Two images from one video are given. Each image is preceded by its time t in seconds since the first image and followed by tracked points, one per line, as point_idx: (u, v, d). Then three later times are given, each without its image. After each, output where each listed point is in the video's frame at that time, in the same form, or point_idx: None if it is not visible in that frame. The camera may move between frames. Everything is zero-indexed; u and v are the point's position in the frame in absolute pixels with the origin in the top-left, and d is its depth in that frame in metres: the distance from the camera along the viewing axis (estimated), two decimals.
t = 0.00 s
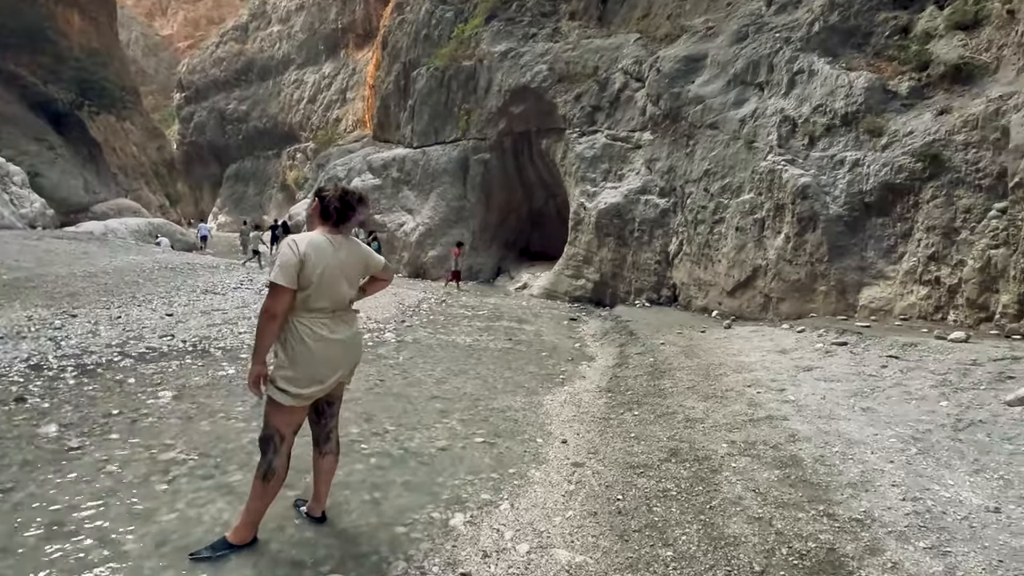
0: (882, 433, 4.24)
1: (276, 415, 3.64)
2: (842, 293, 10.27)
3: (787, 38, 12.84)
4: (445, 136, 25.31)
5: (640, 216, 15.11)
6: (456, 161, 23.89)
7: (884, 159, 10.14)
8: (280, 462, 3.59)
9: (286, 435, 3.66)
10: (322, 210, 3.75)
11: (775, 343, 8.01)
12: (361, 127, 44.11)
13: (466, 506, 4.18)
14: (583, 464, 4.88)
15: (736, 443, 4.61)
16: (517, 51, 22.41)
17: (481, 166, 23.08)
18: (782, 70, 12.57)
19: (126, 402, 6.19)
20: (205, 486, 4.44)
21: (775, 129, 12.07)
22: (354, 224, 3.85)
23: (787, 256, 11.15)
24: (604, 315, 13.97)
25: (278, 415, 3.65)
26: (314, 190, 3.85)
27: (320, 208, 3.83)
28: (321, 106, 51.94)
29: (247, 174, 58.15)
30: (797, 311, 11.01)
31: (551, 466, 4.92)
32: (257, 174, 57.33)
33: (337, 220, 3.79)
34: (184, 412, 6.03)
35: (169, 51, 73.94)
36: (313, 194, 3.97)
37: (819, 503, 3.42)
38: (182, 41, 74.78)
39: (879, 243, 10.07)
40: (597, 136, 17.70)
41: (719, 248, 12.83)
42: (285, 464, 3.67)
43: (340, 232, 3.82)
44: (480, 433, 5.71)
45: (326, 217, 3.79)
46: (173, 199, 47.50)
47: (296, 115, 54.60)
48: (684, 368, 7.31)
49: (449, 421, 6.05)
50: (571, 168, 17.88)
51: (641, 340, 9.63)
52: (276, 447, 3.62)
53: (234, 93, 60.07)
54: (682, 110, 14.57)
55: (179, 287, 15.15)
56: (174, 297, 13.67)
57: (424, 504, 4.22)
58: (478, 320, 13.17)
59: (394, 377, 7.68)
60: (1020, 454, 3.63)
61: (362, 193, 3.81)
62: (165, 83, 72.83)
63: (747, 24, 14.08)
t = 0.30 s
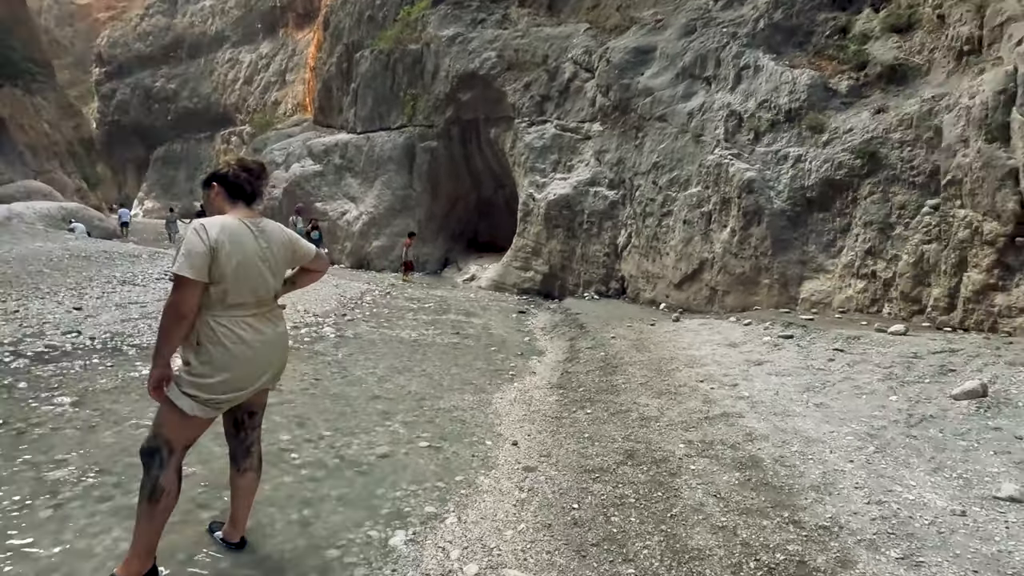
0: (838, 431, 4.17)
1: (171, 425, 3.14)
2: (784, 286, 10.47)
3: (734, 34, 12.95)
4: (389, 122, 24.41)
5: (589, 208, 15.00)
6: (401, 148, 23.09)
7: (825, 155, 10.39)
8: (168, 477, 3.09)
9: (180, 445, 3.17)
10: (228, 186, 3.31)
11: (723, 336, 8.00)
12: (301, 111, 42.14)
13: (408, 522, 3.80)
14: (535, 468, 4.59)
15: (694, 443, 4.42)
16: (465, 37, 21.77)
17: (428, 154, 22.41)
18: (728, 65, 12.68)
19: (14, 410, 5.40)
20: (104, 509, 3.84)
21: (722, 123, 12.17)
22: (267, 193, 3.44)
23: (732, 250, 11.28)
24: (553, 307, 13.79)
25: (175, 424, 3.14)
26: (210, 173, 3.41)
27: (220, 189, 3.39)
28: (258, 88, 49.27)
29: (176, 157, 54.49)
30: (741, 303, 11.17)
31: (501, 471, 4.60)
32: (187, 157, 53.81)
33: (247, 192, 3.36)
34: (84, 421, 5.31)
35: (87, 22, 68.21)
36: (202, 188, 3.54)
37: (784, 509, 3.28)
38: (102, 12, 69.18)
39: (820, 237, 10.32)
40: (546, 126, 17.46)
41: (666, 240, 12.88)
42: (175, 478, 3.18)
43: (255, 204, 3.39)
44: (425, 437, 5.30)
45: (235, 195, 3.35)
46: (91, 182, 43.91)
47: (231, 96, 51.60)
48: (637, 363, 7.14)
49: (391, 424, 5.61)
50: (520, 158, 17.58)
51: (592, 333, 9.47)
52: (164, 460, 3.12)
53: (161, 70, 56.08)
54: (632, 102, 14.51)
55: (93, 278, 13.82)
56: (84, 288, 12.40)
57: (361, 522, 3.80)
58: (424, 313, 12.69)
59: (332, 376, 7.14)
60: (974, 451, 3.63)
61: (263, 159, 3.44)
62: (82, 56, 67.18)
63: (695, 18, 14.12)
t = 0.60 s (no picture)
0: (838, 436, 3.93)
1: (96, 452, 2.71)
2: (766, 281, 10.30)
3: (714, 25, 12.72)
4: (363, 116, 23.76)
5: (568, 203, 14.70)
6: (375, 142, 22.48)
7: (807, 148, 10.23)
8: (90, 509, 2.72)
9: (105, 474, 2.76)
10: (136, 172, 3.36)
11: (708, 333, 7.75)
12: (273, 105, 41.03)
13: (373, 547, 3.40)
14: (514, 480, 4.22)
15: (685, 450, 4.10)
16: (440, 28, 21.16)
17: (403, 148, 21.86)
18: (709, 57, 12.45)
19: None
20: (21, 549, 3.41)
21: (703, 116, 11.95)
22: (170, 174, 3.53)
23: (714, 245, 11.07)
24: (531, 305, 13.46)
25: (100, 451, 2.71)
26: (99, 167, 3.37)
27: (118, 179, 3.41)
28: (228, 81, 47.83)
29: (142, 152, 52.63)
30: (723, 299, 10.98)
31: (476, 484, 4.21)
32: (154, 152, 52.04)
33: (153, 176, 3.48)
34: (11, 440, 4.80)
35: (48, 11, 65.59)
36: (92, 184, 3.53)
37: (789, 528, 3.05)
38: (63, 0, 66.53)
39: (802, 232, 10.16)
40: (524, 120, 17.10)
41: (647, 236, 12.63)
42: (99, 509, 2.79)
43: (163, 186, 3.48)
44: (394, 447, 4.88)
45: (143, 181, 3.41)
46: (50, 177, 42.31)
47: (200, 89, 50.05)
48: (621, 363, 6.81)
49: (358, 433, 5.17)
50: (497, 152, 17.19)
51: (571, 331, 9.14)
52: (86, 491, 2.71)
53: (126, 62, 54.15)
54: (611, 95, 14.20)
55: (44, 276, 13.08)
56: (32, 287, 11.67)
57: (318, 548, 3.39)
58: (398, 311, 12.25)
59: (297, 380, 6.65)
60: (986, 458, 3.50)
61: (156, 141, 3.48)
62: (43, 47, 64.61)
63: (675, 10, 13.87)
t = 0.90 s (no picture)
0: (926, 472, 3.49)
1: (36, 497, 2.28)
2: (808, 281, 9.51)
3: (748, 9, 11.92)
4: (383, 115, 23.48)
5: (592, 200, 14.07)
6: (395, 142, 22.17)
7: (854, 137, 9.44)
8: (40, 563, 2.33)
9: (54, 522, 2.36)
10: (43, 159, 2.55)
11: (748, 339, 7.05)
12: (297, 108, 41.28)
13: None
14: (533, 510, 3.68)
15: (736, 481, 3.61)
16: (460, 23, 20.70)
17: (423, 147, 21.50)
18: (743, 43, 11.69)
19: None
20: None
21: (737, 105, 11.19)
22: (91, 158, 2.82)
23: (750, 242, 10.32)
24: (554, 307, 12.88)
25: (41, 498, 2.30)
26: None
27: (25, 172, 2.60)
28: (255, 85, 48.39)
29: (171, 156, 53.63)
30: (760, 301, 10.22)
31: (489, 515, 3.66)
32: (184, 156, 52.99)
33: (69, 161, 2.65)
34: None
35: (85, 21, 67.70)
36: None
37: None
38: (97, 11, 68.30)
39: (848, 228, 9.35)
40: (546, 115, 16.52)
41: (676, 234, 11.92)
42: (51, 561, 2.41)
43: (86, 173, 2.75)
44: (399, 468, 4.36)
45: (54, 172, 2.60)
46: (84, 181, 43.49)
47: (227, 94, 50.78)
48: (651, 372, 6.18)
49: (360, 450, 4.67)
50: (519, 148, 16.64)
51: (596, 336, 8.53)
52: (35, 540, 2.33)
53: (157, 68, 55.34)
54: (637, 86, 13.49)
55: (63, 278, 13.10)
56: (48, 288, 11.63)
57: None
58: (415, 313, 11.80)
59: (302, 389, 6.19)
60: None
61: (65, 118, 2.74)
62: (80, 56, 66.67)
63: None
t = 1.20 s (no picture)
0: (1017, 532, 3.01)
1: None
2: (846, 290, 8.89)
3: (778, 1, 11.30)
4: (399, 118, 23.25)
5: (612, 204, 13.56)
6: (411, 145, 21.90)
7: (895, 135, 8.81)
8: None
9: None
10: None
11: (784, 356, 6.49)
12: (316, 113, 41.40)
13: None
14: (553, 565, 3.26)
15: (791, 538, 3.18)
16: (476, 24, 20.32)
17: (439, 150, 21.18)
18: (772, 38, 11.08)
19: None
20: None
21: (766, 103, 10.59)
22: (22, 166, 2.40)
23: (781, 248, 9.71)
24: (572, 315, 12.39)
25: None
26: None
27: None
28: (275, 91, 48.79)
29: (194, 161, 54.38)
30: (792, 311, 9.61)
31: (503, 570, 3.25)
32: (206, 161, 53.67)
33: None
34: None
35: (113, 31, 69.26)
36: None
37: None
38: (125, 20, 69.84)
39: (890, 233, 8.71)
40: (564, 116, 16.05)
41: (701, 239, 11.35)
42: None
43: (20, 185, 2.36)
44: (402, 507, 3.94)
45: None
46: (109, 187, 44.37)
47: (248, 100, 51.31)
48: (680, 395, 5.64)
49: (361, 484, 4.26)
50: (536, 151, 16.21)
51: (618, 349, 8.00)
52: None
53: (181, 76, 56.20)
54: (659, 84, 12.95)
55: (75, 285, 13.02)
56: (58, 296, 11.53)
57: None
58: (427, 322, 11.41)
59: (304, 411, 5.79)
60: None
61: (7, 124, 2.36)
62: (108, 65, 68.20)
63: None
